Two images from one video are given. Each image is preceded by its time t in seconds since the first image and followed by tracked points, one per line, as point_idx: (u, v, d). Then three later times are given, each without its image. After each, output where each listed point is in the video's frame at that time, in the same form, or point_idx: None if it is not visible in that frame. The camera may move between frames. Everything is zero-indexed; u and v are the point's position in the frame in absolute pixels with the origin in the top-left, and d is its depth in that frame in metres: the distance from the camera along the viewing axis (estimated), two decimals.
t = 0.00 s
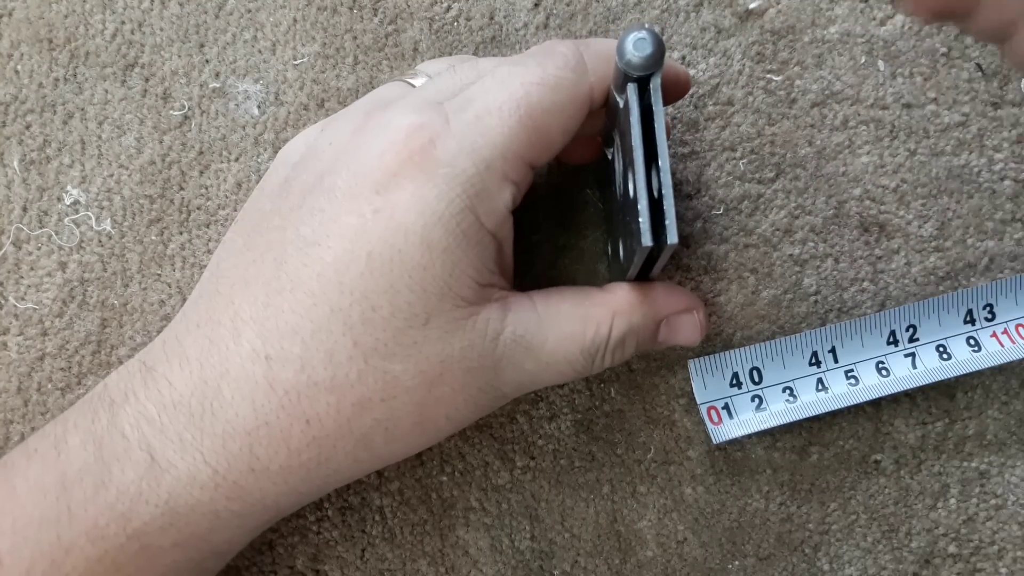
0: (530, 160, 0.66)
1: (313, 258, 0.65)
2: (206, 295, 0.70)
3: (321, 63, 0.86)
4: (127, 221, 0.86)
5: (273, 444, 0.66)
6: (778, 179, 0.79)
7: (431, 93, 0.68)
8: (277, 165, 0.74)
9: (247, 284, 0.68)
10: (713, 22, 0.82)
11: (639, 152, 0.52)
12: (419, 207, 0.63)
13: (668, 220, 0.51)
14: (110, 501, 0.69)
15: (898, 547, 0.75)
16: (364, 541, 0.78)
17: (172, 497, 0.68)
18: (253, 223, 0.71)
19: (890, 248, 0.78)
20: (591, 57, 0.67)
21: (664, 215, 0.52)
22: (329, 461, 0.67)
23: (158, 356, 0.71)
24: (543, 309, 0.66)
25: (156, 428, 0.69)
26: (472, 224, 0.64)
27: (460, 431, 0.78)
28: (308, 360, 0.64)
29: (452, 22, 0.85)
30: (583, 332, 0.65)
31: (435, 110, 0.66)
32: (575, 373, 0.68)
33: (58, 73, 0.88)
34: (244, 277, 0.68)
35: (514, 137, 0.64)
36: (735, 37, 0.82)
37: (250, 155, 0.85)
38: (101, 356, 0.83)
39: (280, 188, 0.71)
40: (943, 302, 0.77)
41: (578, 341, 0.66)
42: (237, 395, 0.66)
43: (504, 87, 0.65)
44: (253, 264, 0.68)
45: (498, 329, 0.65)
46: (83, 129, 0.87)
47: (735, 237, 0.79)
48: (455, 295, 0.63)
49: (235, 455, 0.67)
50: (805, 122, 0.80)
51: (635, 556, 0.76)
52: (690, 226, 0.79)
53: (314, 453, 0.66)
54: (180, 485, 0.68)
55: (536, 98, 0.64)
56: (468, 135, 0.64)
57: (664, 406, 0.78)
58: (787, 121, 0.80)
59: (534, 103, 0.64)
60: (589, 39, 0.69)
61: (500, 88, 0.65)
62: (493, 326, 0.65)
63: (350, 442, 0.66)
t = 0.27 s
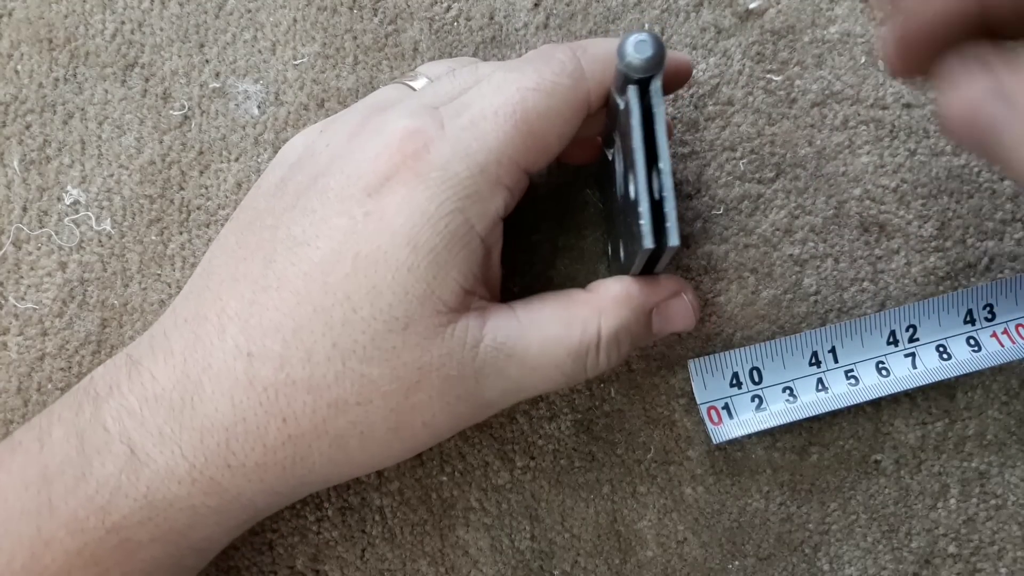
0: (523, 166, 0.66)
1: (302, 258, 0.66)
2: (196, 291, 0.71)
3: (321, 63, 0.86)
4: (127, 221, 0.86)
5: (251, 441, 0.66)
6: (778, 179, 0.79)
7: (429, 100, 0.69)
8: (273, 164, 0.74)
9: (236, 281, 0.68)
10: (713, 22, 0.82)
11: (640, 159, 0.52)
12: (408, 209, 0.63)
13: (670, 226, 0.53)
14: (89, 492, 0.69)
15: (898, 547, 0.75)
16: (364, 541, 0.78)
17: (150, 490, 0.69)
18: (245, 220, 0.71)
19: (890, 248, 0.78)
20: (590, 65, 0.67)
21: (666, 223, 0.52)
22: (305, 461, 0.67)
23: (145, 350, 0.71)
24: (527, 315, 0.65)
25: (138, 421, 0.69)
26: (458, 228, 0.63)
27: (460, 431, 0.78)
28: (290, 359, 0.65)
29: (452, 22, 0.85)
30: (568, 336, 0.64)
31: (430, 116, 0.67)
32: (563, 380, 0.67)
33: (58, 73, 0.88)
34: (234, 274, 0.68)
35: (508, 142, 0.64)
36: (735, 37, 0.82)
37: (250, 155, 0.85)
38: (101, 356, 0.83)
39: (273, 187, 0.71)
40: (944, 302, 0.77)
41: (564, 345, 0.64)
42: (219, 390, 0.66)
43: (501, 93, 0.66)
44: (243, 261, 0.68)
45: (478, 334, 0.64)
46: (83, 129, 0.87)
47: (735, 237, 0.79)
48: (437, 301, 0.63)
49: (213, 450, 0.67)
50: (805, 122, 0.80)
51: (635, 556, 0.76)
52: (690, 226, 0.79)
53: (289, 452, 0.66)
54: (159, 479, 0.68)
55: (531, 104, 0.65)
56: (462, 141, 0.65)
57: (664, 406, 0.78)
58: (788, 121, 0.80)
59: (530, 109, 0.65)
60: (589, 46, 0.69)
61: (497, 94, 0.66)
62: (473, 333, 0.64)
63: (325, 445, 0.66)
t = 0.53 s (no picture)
0: (514, 155, 0.65)
1: (295, 249, 0.65)
2: (194, 285, 0.71)
3: (321, 63, 0.86)
4: (127, 221, 0.86)
5: (252, 431, 0.67)
6: (778, 179, 0.79)
7: (421, 89, 0.67)
8: (272, 158, 0.74)
9: (232, 274, 0.68)
10: (713, 22, 0.82)
11: (654, 155, 0.52)
12: (399, 200, 0.63)
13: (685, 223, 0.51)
14: (89, 482, 0.70)
15: (898, 547, 0.75)
16: (363, 541, 0.78)
17: (151, 481, 0.69)
18: (242, 213, 0.71)
19: (891, 248, 0.78)
20: (583, 51, 0.65)
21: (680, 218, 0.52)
22: (307, 450, 0.67)
23: (145, 344, 0.72)
24: (526, 303, 0.65)
25: (139, 413, 0.70)
26: (452, 219, 0.63)
27: (460, 431, 0.78)
28: (288, 350, 0.65)
29: (452, 22, 0.85)
30: (567, 327, 0.65)
31: (422, 106, 0.65)
32: (561, 367, 0.68)
33: (58, 73, 0.88)
34: (230, 266, 0.68)
35: (496, 132, 0.63)
36: (735, 37, 0.82)
37: (250, 155, 0.85)
38: (101, 356, 0.83)
39: (270, 180, 0.71)
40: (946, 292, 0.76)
41: (563, 336, 0.65)
42: (218, 382, 0.67)
43: (489, 78, 0.63)
44: (238, 253, 0.68)
45: (479, 322, 0.65)
46: (83, 129, 0.88)
47: (735, 237, 0.79)
48: (434, 291, 0.63)
49: (213, 441, 0.67)
50: (805, 122, 0.80)
51: (635, 556, 0.76)
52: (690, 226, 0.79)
53: (292, 442, 0.67)
54: (159, 469, 0.69)
55: (520, 93, 0.62)
56: (451, 129, 0.63)
57: (664, 406, 0.78)
58: (787, 121, 0.80)
59: (519, 97, 0.62)
60: (585, 32, 0.66)
61: (485, 80, 0.63)
62: (474, 320, 0.64)
63: (329, 433, 0.67)
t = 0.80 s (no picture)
0: (514, 153, 0.65)
1: (297, 250, 0.65)
2: (196, 288, 0.71)
3: (321, 63, 0.86)
4: (127, 221, 0.86)
5: (258, 433, 0.67)
6: (778, 179, 0.79)
7: (419, 87, 0.67)
8: (271, 159, 0.74)
9: (235, 276, 0.68)
10: (713, 22, 0.82)
11: (655, 154, 0.52)
12: (401, 199, 0.63)
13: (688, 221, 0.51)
14: (97, 486, 0.70)
15: (898, 547, 0.75)
16: (363, 541, 0.78)
17: (158, 485, 0.69)
18: (243, 215, 0.71)
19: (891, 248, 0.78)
20: (582, 49, 0.65)
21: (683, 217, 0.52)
22: (315, 451, 0.67)
23: (149, 347, 0.72)
24: (530, 301, 0.66)
25: (146, 417, 0.70)
26: (454, 217, 0.63)
27: (460, 431, 0.78)
28: (292, 351, 0.65)
29: (452, 22, 0.85)
30: (570, 324, 0.65)
31: (420, 104, 0.65)
32: (565, 365, 0.68)
33: (58, 73, 0.88)
34: (232, 269, 0.68)
35: (496, 130, 0.63)
36: (735, 37, 0.82)
37: (250, 155, 0.85)
38: (101, 356, 0.83)
39: (270, 181, 0.71)
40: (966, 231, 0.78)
41: (566, 333, 0.65)
42: (223, 384, 0.67)
43: (487, 76, 0.63)
44: (240, 256, 0.68)
45: (484, 320, 0.65)
46: (83, 129, 0.87)
47: (735, 237, 0.79)
48: (439, 289, 0.63)
49: (221, 444, 0.67)
50: (805, 122, 0.80)
51: (635, 556, 0.76)
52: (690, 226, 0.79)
53: (299, 444, 0.67)
54: (167, 473, 0.69)
55: (520, 90, 0.63)
56: (450, 128, 0.63)
57: (664, 406, 0.78)
58: (787, 121, 0.80)
59: (519, 95, 0.63)
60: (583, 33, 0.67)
61: (484, 78, 0.64)
62: (479, 317, 0.65)
63: (335, 433, 0.66)
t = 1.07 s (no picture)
0: (511, 151, 0.65)
1: (292, 241, 0.65)
2: (194, 280, 0.71)
3: (321, 63, 0.86)
4: (127, 221, 0.86)
5: (250, 423, 0.67)
6: (778, 179, 0.79)
7: (419, 82, 0.67)
8: (272, 153, 0.74)
9: (231, 268, 0.68)
10: (713, 22, 0.82)
11: (656, 156, 0.52)
12: (395, 191, 0.63)
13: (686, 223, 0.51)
14: (89, 476, 0.70)
15: (898, 547, 0.75)
16: (363, 541, 0.78)
17: (150, 474, 0.69)
18: (242, 208, 0.71)
19: (891, 248, 0.78)
20: (584, 51, 0.65)
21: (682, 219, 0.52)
22: (306, 443, 0.67)
23: (147, 338, 0.72)
24: (527, 296, 0.65)
25: (139, 406, 0.70)
26: (448, 211, 0.63)
27: (460, 431, 0.79)
28: (285, 342, 0.65)
29: (452, 22, 0.85)
30: (567, 320, 0.65)
31: (418, 98, 0.65)
32: (560, 362, 0.68)
33: (58, 73, 0.88)
34: (228, 261, 0.69)
35: (494, 127, 0.63)
36: (735, 37, 0.82)
37: (250, 155, 0.85)
38: (101, 356, 0.83)
39: (270, 175, 0.71)
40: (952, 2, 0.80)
41: (563, 329, 0.65)
42: (217, 374, 0.67)
43: (488, 74, 0.63)
44: (237, 248, 0.68)
45: (479, 314, 0.65)
46: (83, 129, 0.87)
47: (736, 237, 0.79)
48: (432, 282, 0.63)
49: (213, 434, 0.68)
50: (805, 122, 0.80)
51: (635, 556, 0.76)
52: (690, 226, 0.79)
53: (291, 434, 0.67)
54: (159, 462, 0.69)
55: (520, 89, 0.63)
56: (447, 122, 0.63)
57: (664, 406, 0.78)
58: (787, 121, 0.80)
59: (519, 93, 0.63)
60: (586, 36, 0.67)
61: (483, 75, 0.64)
62: (474, 311, 0.64)
63: (327, 425, 0.67)
